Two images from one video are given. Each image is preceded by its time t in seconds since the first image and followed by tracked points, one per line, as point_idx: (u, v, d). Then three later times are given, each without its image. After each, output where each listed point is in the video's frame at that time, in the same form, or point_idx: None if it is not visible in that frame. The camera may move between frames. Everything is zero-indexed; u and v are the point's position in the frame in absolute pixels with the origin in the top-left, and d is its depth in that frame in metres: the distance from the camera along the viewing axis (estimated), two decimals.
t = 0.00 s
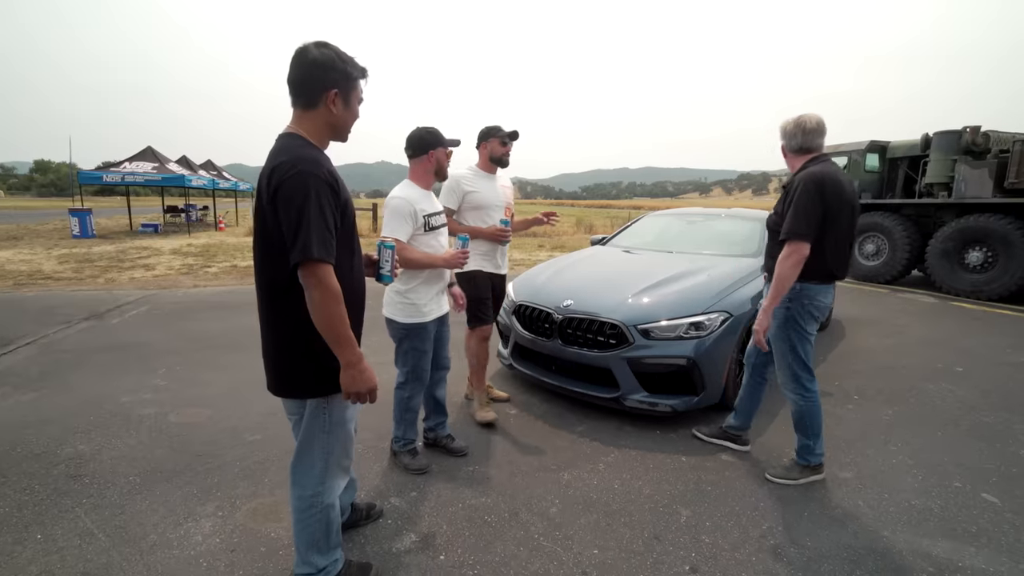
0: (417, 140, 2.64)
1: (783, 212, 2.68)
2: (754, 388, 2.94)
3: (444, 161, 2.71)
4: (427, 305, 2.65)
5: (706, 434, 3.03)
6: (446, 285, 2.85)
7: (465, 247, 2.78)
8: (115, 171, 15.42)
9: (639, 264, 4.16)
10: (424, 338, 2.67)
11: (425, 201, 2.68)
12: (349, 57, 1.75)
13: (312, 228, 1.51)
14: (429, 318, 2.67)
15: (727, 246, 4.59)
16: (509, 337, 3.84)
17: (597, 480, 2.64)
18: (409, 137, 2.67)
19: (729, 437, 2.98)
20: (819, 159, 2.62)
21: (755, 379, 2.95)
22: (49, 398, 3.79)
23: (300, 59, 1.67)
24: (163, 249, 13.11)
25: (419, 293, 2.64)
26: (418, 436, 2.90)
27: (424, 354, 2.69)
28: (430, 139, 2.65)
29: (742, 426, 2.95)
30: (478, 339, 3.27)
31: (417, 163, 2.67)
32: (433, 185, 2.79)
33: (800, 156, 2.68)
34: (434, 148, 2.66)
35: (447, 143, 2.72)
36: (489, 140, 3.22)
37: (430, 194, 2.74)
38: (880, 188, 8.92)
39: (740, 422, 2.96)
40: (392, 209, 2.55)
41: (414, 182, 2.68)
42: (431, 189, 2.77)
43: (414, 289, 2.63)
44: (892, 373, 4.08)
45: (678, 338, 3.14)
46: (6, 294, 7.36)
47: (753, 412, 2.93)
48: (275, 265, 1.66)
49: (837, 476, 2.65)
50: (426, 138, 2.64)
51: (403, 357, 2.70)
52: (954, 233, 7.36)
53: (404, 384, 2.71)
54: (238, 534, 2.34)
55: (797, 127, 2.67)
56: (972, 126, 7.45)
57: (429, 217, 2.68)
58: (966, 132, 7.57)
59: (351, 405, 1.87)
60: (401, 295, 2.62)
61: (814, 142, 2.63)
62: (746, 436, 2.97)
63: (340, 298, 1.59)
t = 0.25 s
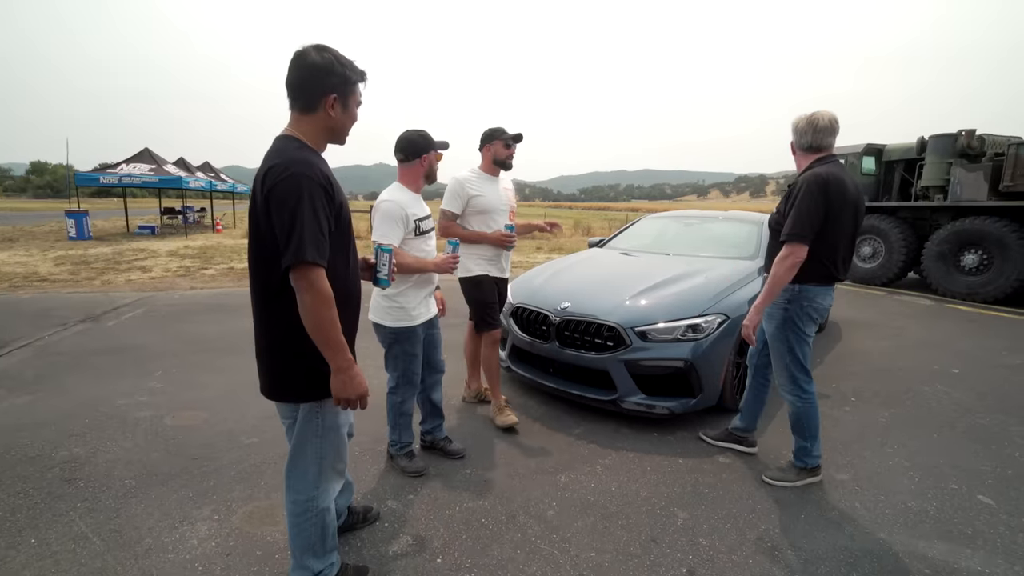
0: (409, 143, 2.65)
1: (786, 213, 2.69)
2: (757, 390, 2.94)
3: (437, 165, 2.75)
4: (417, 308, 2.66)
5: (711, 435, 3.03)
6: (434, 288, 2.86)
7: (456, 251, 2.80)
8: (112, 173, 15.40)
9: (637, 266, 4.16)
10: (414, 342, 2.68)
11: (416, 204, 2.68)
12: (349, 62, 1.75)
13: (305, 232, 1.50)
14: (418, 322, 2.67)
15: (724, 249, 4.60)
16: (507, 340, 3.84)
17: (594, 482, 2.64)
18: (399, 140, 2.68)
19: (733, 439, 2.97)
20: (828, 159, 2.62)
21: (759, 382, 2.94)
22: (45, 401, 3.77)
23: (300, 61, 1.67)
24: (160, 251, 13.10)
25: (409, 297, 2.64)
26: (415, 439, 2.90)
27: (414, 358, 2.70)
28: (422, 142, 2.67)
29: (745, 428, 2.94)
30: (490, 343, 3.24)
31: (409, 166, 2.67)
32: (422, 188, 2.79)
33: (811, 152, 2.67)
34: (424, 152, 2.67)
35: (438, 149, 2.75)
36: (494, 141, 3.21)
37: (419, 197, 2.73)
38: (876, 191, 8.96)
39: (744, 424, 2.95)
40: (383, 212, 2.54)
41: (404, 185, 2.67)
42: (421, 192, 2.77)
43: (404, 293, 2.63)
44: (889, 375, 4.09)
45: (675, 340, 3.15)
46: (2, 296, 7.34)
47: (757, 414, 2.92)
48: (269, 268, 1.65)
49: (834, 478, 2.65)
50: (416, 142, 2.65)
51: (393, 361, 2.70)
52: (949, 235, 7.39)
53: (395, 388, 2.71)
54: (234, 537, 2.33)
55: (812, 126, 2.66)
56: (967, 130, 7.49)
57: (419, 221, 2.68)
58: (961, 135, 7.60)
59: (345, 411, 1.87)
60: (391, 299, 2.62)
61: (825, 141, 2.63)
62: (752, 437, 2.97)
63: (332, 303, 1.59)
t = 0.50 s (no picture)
0: (397, 145, 2.64)
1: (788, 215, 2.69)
2: (756, 393, 2.94)
3: (423, 167, 2.72)
4: (409, 310, 2.66)
5: (708, 438, 3.03)
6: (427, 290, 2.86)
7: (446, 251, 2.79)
8: (109, 174, 15.36)
9: (634, 268, 4.17)
10: (408, 344, 2.68)
11: (404, 205, 2.68)
12: (340, 61, 1.74)
13: (296, 234, 1.50)
14: (411, 324, 2.67)
15: (720, 250, 4.61)
16: (504, 341, 3.84)
17: (591, 483, 2.64)
18: (388, 141, 2.67)
19: (730, 442, 2.97)
20: (829, 163, 2.64)
21: (758, 384, 2.93)
22: (40, 403, 3.76)
23: (290, 61, 1.67)
24: (156, 252, 13.06)
25: (400, 299, 2.63)
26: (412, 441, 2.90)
27: (409, 361, 2.70)
28: (410, 143, 2.65)
29: (743, 431, 2.94)
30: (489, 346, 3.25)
31: (396, 167, 2.67)
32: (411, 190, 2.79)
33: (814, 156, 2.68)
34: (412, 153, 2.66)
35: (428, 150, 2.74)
36: (494, 141, 3.20)
37: (408, 198, 2.73)
38: (872, 191, 8.98)
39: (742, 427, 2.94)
40: (371, 214, 2.54)
41: (392, 187, 2.67)
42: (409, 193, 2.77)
43: (395, 295, 2.63)
44: (885, 376, 4.10)
45: (672, 341, 3.15)
46: None
47: (756, 416, 2.91)
48: (261, 270, 1.65)
49: (831, 479, 2.65)
50: (404, 143, 2.64)
51: (387, 363, 2.70)
52: (945, 236, 7.42)
53: (389, 391, 2.71)
54: (229, 540, 2.32)
55: (818, 128, 2.65)
56: (962, 131, 7.51)
57: (408, 222, 2.68)
58: (957, 136, 7.63)
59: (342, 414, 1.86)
60: (382, 301, 2.61)
61: (826, 145, 2.65)
62: (750, 440, 2.95)
63: (324, 305, 1.58)
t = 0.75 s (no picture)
0: (389, 145, 2.63)
1: (790, 213, 2.68)
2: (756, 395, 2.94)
3: (415, 169, 2.70)
4: (407, 310, 2.65)
5: (707, 438, 3.03)
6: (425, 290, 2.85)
7: (442, 251, 2.78)
8: (107, 175, 15.34)
9: (632, 268, 4.16)
10: (406, 345, 2.67)
11: (398, 206, 2.67)
12: (333, 60, 1.74)
13: (291, 236, 1.49)
14: (410, 324, 2.67)
15: (719, 250, 4.61)
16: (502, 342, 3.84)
17: (589, 484, 2.63)
18: (382, 142, 2.66)
19: (729, 442, 2.96)
20: (828, 163, 2.65)
21: (758, 386, 2.92)
22: (37, 404, 3.75)
23: (283, 61, 1.66)
24: (155, 254, 13.05)
25: (397, 300, 2.63)
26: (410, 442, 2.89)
27: (407, 361, 2.69)
28: (402, 143, 2.64)
29: (742, 432, 2.93)
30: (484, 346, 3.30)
31: (389, 168, 2.66)
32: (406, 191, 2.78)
33: (815, 156, 2.68)
34: (405, 153, 2.66)
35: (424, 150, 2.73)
36: (491, 139, 3.19)
37: (402, 198, 2.72)
38: (870, 192, 8.99)
39: (741, 428, 2.94)
40: (363, 215, 2.54)
41: (385, 188, 2.67)
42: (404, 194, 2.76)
43: (392, 296, 2.62)
44: (883, 376, 4.10)
45: (671, 342, 3.15)
46: None
47: (756, 417, 2.90)
48: (257, 273, 1.65)
49: (829, 479, 2.65)
50: (397, 144, 2.63)
51: (386, 364, 2.69)
52: (943, 236, 7.42)
53: (388, 392, 2.70)
54: (226, 541, 2.31)
55: (826, 130, 2.65)
56: (960, 131, 7.52)
57: (402, 222, 2.67)
58: (955, 136, 7.64)
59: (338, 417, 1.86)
60: (378, 302, 2.61)
61: (826, 146, 2.66)
62: (748, 441, 2.95)
63: (320, 308, 1.57)
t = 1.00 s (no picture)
0: (388, 145, 2.63)
1: (792, 212, 2.67)
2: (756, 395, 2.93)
3: (413, 169, 2.70)
4: (407, 309, 2.65)
5: (706, 438, 3.03)
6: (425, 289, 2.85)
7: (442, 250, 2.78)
8: (108, 174, 15.35)
9: (632, 268, 4.16)
10: (406, 344, 2.67)
11: (397, 205, 2.67)
12: (330, 58, 1.73)
13: (287, 236, 1.49)
14: (409, 323, 2.67)
15: (719, 250, 4.60)
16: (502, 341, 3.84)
17: (588, 484, 2.63)
18: (381, 142, 2.66)
19: (728, 442, 2.96)
20: (828, 164, 2.66)
21: (759, 386, 2.92)
22: (37, 403, 3.75)
23: (279, 59, 1.66)
24: (155, 253, 13.05)
25: (397, 299, 2.63)
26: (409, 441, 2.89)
27: (406, 361, 2.69)
28: (401, 143, 2.64)
29: (742, 432, 2.93)
30: (483, 347, 3.31)
31: (387, 168, 2.66)
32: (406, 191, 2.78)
33: (815, 156, 2.68)
34: (403, 154, 2.65)
35: (423, 152, 2.72)
36: (489, 139, 3.19)
37: (401, 198, 2.72)
38: (871, 192, 8.98)
39: (741, 428, 2.93)
40: (362, 215, 2.54)
41: (385, 187, 2.67)
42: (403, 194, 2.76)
43: (391, 295, 2.62)
44: (883, 376, 4.10)
45: (670, 341, 3.14)
46: None
47: (756, 418, 2.89)
48: (254, 272, 1.65)
49: (828, 479, 2.65)
50: (395, 144, 2.63)
51: (385, 363, 2.69)
52: (944, 236, 7.41)
53: (388, 392, 2.70)
54: (225, 540, 2.31)
55: (826, 130, 2.65)
56: (961, 131, 7.51)
57: (402, 222, 2.67)
58: (956, 136, 7.63)
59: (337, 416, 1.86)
60: (378, 301, 2.61)
61: (824, 146, 2.67)
62: (747, 441, 2.94)
63: (317, 307, 1.57)
